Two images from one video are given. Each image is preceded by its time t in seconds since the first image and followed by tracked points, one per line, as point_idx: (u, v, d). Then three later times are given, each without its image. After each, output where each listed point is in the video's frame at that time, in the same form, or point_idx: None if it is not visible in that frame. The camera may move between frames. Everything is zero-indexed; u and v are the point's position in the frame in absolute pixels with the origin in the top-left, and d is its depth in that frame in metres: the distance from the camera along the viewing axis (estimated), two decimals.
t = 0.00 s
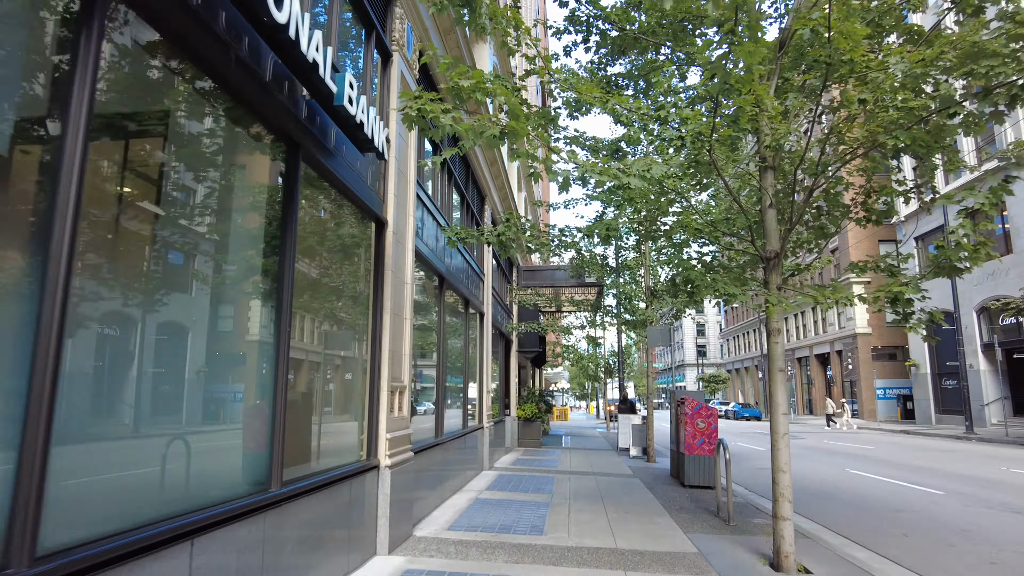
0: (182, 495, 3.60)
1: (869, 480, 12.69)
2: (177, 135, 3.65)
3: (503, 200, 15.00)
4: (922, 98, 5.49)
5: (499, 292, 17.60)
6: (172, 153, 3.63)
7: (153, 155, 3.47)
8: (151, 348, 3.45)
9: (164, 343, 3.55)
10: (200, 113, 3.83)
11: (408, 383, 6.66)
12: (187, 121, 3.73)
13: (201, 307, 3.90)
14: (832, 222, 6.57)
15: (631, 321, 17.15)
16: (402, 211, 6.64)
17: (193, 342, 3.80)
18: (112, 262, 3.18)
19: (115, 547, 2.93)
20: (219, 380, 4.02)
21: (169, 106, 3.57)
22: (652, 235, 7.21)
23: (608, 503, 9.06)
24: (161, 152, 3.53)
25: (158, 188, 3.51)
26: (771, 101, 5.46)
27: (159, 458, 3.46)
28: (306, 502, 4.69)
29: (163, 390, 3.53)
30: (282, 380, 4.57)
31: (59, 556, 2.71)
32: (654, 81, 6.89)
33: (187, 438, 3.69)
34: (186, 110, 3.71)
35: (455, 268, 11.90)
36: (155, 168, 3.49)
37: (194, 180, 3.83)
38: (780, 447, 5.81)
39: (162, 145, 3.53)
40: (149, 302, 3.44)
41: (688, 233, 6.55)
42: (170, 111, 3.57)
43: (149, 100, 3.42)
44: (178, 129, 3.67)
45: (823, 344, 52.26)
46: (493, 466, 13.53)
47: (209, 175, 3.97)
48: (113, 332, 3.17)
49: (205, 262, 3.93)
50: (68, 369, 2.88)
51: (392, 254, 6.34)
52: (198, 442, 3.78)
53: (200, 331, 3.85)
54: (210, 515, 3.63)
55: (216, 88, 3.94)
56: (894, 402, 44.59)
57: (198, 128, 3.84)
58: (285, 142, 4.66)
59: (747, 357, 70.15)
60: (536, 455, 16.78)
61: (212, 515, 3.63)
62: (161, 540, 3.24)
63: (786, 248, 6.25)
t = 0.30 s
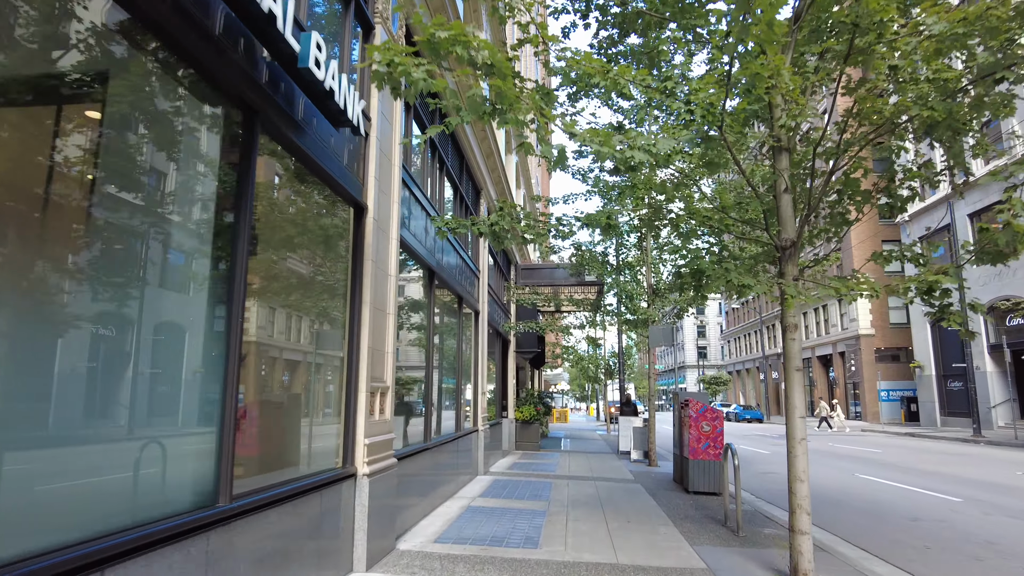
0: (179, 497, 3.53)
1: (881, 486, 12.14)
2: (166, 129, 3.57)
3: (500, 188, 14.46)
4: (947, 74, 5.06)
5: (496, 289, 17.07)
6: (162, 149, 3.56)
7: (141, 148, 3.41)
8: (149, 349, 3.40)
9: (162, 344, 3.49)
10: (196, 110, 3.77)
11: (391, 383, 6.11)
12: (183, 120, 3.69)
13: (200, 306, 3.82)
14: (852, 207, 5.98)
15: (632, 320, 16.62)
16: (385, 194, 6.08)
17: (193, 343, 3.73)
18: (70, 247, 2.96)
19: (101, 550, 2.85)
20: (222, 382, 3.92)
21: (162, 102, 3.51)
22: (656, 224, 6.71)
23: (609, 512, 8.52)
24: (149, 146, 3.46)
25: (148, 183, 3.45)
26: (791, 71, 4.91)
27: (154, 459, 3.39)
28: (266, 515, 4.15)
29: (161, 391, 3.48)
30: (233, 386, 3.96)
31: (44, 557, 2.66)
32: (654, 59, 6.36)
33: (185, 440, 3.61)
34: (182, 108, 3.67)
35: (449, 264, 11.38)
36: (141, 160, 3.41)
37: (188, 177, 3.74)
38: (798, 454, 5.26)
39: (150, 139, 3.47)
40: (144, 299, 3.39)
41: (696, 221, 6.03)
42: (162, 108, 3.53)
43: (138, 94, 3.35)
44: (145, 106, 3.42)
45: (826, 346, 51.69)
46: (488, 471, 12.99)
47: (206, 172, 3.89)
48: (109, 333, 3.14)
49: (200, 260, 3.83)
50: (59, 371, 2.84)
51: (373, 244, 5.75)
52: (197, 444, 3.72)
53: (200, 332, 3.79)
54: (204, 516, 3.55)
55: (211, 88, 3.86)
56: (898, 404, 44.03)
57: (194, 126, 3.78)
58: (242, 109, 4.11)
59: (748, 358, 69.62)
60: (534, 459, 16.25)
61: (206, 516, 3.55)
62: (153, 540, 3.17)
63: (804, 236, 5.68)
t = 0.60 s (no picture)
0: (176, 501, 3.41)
1: (893, 493, 11.56)
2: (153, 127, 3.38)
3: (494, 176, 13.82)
4: (983, 36, 4.53)
5: (491, 288, 16.48)
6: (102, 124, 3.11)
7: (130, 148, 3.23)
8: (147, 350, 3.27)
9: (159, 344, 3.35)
10: (145, 82, 3.32)
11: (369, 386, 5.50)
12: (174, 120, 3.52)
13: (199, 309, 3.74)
14: (885, 181, 5.27)
15: (632, 320, 16.04)
16: (360, 174, 5.48)
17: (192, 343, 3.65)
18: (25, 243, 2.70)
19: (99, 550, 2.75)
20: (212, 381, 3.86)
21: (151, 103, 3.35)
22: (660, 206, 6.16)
23: (608, 523, 7.94)
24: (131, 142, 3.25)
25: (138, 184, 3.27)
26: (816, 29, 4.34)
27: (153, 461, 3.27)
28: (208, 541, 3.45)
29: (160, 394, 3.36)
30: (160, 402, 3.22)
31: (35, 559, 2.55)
32: (656, 27, 5.78)
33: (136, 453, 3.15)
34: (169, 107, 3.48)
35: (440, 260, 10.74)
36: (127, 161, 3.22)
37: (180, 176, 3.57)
38: (821, 463, 4.66)
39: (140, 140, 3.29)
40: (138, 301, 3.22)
41: (705, 203, 5.44)
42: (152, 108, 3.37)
43: (118, 83, 3.19)
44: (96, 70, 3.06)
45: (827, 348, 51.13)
46: (482, 477, 12.40)
47: (198, 174, 3.73)
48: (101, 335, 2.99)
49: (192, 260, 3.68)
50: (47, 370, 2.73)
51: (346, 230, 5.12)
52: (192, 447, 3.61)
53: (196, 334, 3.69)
54: (203, 517, 3.44)
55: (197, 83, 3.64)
56: (900, 407, 43.47)
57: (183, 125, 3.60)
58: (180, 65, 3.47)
59: (748, 361, 69.03)
60: (531, 464, 15.65)
61: (207, 517, 3.44)
62: (155, 541, 3.08)
63: (826, 220, 5.10)
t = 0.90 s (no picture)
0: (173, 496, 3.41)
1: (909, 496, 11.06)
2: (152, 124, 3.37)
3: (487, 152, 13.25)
4: None
5: (490, 284, 15.97)
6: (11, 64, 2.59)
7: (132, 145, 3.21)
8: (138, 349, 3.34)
9: (150, 344, 3.46)
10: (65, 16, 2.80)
11: (350, 380, 4.98)
12: (171, 118, 3.55)
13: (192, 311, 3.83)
14: (920, 154, 4.77)
15: (635, 317, 15.55)
16: (339, 145, 4.97)
17: (182, 342, 3.73)
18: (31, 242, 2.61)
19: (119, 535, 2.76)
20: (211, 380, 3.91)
21: (154, 100, 3.34)
22: (670, 187, 5.68)
23: (612, 530, 7.43)
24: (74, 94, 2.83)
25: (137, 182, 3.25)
26: None
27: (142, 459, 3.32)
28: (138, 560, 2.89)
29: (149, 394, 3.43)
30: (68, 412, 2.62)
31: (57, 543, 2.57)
32: None
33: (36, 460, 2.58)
34: (171, 105, 3.50)
35: (436, 251, 10.22)
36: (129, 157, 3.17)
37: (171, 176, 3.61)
38: (854, 466, 4.17)
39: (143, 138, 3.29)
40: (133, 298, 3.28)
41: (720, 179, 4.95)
42: (154, 105, 3.36)
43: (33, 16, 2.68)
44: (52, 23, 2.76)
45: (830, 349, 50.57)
46: (479, 480, 11.88)
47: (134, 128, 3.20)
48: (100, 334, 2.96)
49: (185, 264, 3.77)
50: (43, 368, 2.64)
51: (322, 206, 4.62)
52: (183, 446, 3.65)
53: (188, 335, 3.77)
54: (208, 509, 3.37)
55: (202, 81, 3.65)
56: (906, 408, 42.93)
57: (181, 123, 3.65)
58: None
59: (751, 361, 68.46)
60: (530, 466, 15.13)
61: (208, 509, 3.35)
62: (166, 531, 3.05)
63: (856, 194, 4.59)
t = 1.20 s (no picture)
0: (152, 507, 3.20)
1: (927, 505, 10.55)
2: (145, 123, 3.42)
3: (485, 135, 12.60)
4: None
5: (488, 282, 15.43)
6: None
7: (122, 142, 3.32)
8: (130, 350, 3.34)
9: (147, 345, 3.41)
10: None
11: (326, 383, 4.46)
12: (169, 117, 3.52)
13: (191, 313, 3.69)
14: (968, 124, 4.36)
15: (638, 316, 15.03)
16: (315, 122, 4.49)
17: (182, 344, 3.60)
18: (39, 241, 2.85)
19: (89, 555, 2.53)
20: (208, 380, 3.70)
21: (150, 97, 3.37)
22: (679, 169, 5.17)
23: (618, 544, 6.92)
24: None
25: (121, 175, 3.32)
26: None
27: (127, 461, 3.20)
28: None
29: (144, 395, 3.36)
30: None
31: (37, 561, 2.38)
32: None
33: None
34: (169, 102, 3.46)
35: (431, 246, 9.69)
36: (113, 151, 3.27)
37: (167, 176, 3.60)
38: (895, 484, 3.64)
39: (132, 135, 3.36)
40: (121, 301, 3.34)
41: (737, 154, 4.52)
42: (149, 101, 3.39)
43: None
44: None
45: (834, 351, 50.05)
46: (475, 487, 11.34)
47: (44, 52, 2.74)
48: (88, 335, 3.12)
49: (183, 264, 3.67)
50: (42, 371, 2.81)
51: (292, 186, 4.11)
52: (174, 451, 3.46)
53: (187, 339, 3.63)
54: (187, 523, 3.14)
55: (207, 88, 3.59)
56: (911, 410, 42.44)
57: (180, 121, 3.59)
58: None
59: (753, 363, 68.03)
60: (530, 471, 14.60)
61: (189, 524, 3.15)
62: (139, 548, 2.81)
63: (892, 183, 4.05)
